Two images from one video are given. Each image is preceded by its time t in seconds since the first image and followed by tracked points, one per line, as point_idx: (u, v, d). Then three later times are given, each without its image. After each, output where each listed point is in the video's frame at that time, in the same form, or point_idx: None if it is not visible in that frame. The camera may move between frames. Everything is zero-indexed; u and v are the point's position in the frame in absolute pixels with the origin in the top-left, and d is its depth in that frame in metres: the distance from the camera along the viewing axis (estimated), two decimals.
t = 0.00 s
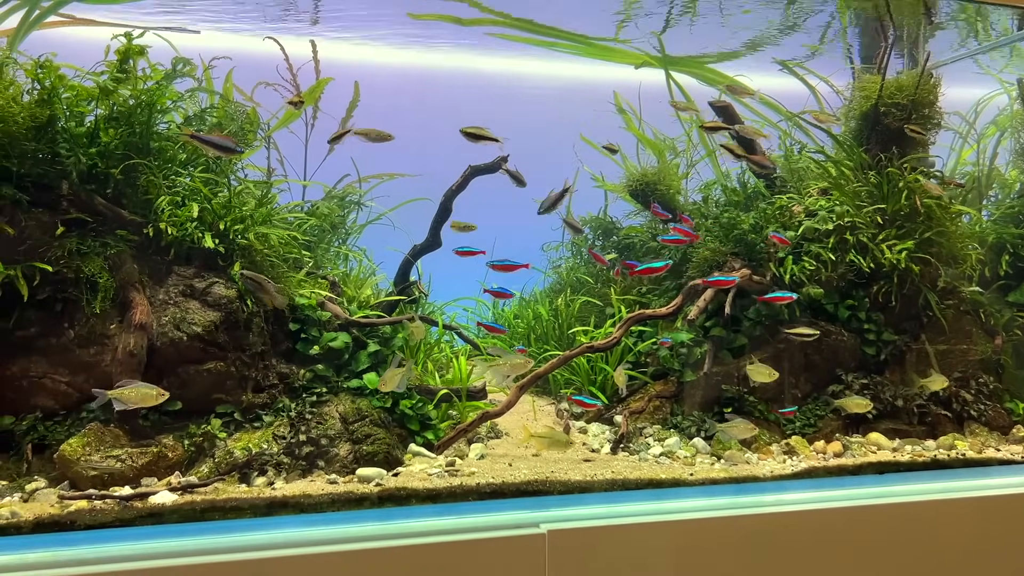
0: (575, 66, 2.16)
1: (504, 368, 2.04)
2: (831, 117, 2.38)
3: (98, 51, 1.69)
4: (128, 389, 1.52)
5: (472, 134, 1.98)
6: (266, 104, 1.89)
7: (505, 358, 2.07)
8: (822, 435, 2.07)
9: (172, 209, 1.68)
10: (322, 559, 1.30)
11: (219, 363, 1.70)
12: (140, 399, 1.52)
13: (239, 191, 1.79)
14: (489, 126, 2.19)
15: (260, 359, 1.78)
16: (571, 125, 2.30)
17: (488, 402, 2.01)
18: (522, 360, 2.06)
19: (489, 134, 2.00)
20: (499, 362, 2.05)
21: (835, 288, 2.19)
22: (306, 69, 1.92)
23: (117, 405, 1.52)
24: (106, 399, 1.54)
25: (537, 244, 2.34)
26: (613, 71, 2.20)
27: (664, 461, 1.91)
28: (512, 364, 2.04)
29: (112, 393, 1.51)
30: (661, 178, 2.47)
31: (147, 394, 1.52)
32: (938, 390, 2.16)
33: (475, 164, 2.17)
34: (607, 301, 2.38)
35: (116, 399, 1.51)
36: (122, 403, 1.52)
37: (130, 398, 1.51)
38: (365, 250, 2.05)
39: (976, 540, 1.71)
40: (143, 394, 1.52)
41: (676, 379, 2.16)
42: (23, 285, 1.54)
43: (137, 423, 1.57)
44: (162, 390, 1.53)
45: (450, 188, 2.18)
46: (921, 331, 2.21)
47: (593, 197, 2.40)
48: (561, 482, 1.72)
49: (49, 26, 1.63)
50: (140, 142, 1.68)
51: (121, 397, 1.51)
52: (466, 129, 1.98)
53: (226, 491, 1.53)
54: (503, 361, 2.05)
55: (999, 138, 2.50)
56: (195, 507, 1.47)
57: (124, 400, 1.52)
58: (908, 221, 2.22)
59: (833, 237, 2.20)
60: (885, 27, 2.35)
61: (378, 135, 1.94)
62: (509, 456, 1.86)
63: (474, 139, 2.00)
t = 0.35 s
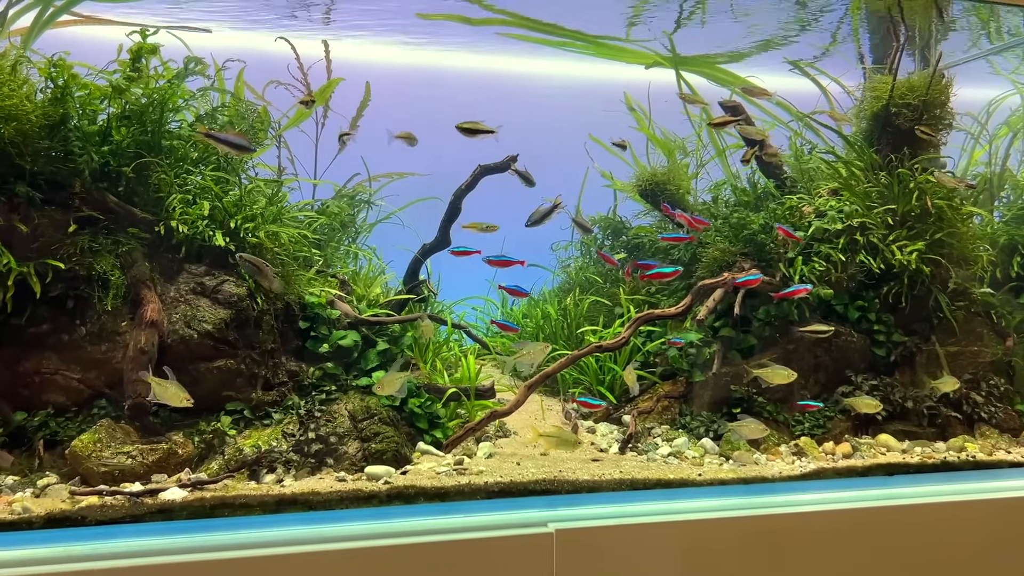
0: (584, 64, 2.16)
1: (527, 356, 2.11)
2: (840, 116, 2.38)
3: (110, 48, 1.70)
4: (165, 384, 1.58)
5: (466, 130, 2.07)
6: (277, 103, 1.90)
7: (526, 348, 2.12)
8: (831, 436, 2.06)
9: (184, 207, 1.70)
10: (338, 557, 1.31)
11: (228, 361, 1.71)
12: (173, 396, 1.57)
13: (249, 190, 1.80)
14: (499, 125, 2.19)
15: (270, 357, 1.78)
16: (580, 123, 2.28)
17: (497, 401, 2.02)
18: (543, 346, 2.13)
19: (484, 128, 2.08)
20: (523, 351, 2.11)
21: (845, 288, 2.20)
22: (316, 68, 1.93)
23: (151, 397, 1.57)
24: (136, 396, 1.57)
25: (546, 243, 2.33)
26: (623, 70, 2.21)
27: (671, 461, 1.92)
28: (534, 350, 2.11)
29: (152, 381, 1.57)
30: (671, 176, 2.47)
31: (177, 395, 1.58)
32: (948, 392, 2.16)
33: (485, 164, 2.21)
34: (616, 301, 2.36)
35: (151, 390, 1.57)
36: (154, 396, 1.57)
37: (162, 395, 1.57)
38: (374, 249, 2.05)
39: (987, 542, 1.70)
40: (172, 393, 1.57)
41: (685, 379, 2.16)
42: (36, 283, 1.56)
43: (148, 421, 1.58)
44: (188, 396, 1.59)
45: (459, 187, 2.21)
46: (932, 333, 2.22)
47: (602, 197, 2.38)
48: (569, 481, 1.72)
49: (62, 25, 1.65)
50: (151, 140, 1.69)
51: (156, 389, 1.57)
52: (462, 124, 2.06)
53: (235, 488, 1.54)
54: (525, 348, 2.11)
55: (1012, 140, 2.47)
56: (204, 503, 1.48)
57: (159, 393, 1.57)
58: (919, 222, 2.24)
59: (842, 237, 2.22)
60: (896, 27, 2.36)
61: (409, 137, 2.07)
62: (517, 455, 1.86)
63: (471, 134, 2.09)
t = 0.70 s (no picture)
0: (590, 60, 2.16)
1: (544, 344, 2.08)
2: (848, 117, 2.38)
3: (117, 44, 1.70)
4: (181, 378, 1.59)
5: (463, 125, 2.03)
6: (284, 98, 1.89)
7: (542, 335, 2.09)
8: (837, 435, 2.06)
9: (191, 202, 1.69)
10: (347, 553, 1.31)
11: (235, 356, 1.71)
12: (190, 391, 1.59)
13: (256, 185, 1.80)
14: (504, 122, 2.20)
15: (276, 352, 1.79)
16: (587, 122, 2.34)
17: (502, 398, 2.02)
18: (560, 334, 2.10)
19: (479, 120, 2.03)
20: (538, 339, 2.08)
21: (852, 287, 2.20)
22: (322, 63, 1.93)
23: (172, 396, 1.58)
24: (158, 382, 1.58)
25: (552, 242, 2.31)
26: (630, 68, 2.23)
27: (677, 460, 1.90)
28: (551, 339, 2.09)
29: (168, 380, 1.58)
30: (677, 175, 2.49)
31: (197, 387, 1.60)
32: (955, 392, 2.16)
33: (492, 160, 2.22)
34: (622, 299, 2.38)
35: (168, 388, 1.58)
36: (173, 394, 1.58)
37: (181, 389, 1.58)
38: (380, 246, 2.07)
39: (993, 543, 1.69)
40: (194, 386, 1.59)
41: (690, 377, 2.18)
42: (43, 277, 1.56)
43: (154, 415, 1.58)
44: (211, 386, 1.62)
45: (466, 184, 2.22)
46: (939, 333, 2.23)
47: (608, 195, 2.41)
48: (574, 478, 1.72)
49: (69, 19, 1.65)
50: (158, 135, 1.69)
51: (173, 386, 1.58)
52: (457, 120, 2.02)
53: (240, 483, 1.53)
54: (541, 337, 2.08)
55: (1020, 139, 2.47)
56: (209, 498, 1.46)
57: (177, 389, 1.57)
58: (926, 221, 2.24)
59: (850, 236, 2.21)
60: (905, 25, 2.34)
61: (423, 137, 2.03)
62: (522, 452, 1.85)
63: (467, 128, 2.03)
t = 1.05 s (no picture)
0: (593, 60, 2.16)
1: (554, 341, 2.13)
2: (849, 113, 2.41)
3: (122, 41, 1.70)
4: (193, 373, 1.60)
5: (457, 122, 1.96)
6: (287, 96, 1.89)
7: (553, 331, 2.13)
8: (838, 436, 2.05)
9: (193, 200, 1.69)
10: (348, 551, 1.31)
11: (236, 354, 1.71)
12: (203, 384, 1.60)
13: (259, 183, 1.80)
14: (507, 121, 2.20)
15: (278, 350, 1.78)
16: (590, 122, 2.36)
17: (502, 397, 2.03)
18: (569, 331, 2.13)
19: (474, 119, 1.97)
20: (548, 338, 2.12)
21: (854, 288, 2.21)
22: (324, 61, 1.92)
23: (184, 394, 1.59)
24: (171, 384, 1.59)
25: (555, 241, 2.35)
26: (632, 68, 2.24)
27: (678, 460, 1.90)
28: (562, 336, 2.13)
29: (179, 379, 1.59)
30: (679, 176, 2.53)
31: (209, 378, 1.60)
32: (957, 393, 2.15)
33: (493, 160, 2.25)
34: (625, 299, 2.38)
35: (181, 385, 1.59)
36: (188, 391, 1.59)
37: (194, 384, 1.59)
38: (382, 244, 2.06)
39: (993, 545, 1.69)
40: (207, 378, 1.60)
41: (692, 377, 2.18)
42: (45, 273, 1.56)
43: (156, 412, 1.58)
44: (223, 377, 1.62)
45: (467, 183, 2.25)
46: (941, 334, 2.23)
47: (609, 195, 2.45)
48: (575, 477, 1.72)
49: (73, 17, 1.65)
50: (161, 133, 1.69)
51: (186, 383, 1.59)
52: (450, 118, 1.95)
53: (241, 481, 1.53)
54: (551, 334, 2.12)
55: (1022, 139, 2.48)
56: (211, 495, 1.47)
57: (189, 386, 1.59)
58: (929, 223, 2.24)
59: (852, 238, 2.23)
60: (909, 25, 2.34)
61: (386, 146, 1.97)
62: (524, 452, 1.85)
63: (461, 127, 1.97)
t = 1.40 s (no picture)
0: (596, 60, 2.16)
1: (563, 341, 2.12)
2: (851, 114, 2.42)
3: (124, 39, 1.70)
4: (201, 368, 1.60)
5: (453, 122, 1.95)
6: (289, 96, 1.90)
7: (563, 331, 2.14)
8: (839, 437, 2.05)
9: (195, 198, 1.69)
10: (347, 550, 1.31)
11: (237, 352, 1.71)
12: (211, 379, 1.60)
13: (260, 182, 1.80)
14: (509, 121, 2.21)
15: (279, 349, 1.79)
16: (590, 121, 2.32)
17: (503, 396, 2.04)
18: (579, 331, 2.14)
19: (469, 119, 1.95)
20: (556, 337, 2.11)
21: (855, 290, 2.21)
22: (327, 60, 1.92)
23: (193, 389, 1.60)
24: (178, 380, 1.60)
25: (556, 240, 2.37)
26: (636, 68, 2.24)
27: (679, 460, 1.90)
28: (571, 335, 2.13)
29: (186, 373, 1.60)
30: (681, 176, 2.54)
31: (216, 374, 1.61)
32: (958, 394, 2.15)
33: (494, 159, 2.26)
34: (626, 299, 2.39)
35: (189, 381, 1.60)
36: (196, 385, 1.60)
37: (202, 379, 1.59)
38: (383, 244, 2.06)
39: (992, 546, 1.69)
40: (214, 373, 1.60)
41: (692, 378, 2.18)
42: (47, 271, 1.56)
43: (156, 411, 1.58)
44: (230, 372, 1.63)
45: (469, 182, 2.25)
46: (942, 335, 2.24)
47: (612, 195, 2.47)
48: (576, 477, 1.72)
49: (76, 14, 1.65)
50: (163, 131, 1.69)
51: (194, 378, 1.60)
52: (447, 117, 1.94)
53: (241, 479, 1.53)
54: (561, 334, 2.12)
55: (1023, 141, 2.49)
56: (211, 494, 1.47)
57: (197, 380, 1.59)
58: (931, 224, 2.24)
59: (854, 239, 2.22)
60: (910, 27, 2.33)
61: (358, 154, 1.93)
62: (524, 451, 1.85)
63: (456, 126, 1.96)
